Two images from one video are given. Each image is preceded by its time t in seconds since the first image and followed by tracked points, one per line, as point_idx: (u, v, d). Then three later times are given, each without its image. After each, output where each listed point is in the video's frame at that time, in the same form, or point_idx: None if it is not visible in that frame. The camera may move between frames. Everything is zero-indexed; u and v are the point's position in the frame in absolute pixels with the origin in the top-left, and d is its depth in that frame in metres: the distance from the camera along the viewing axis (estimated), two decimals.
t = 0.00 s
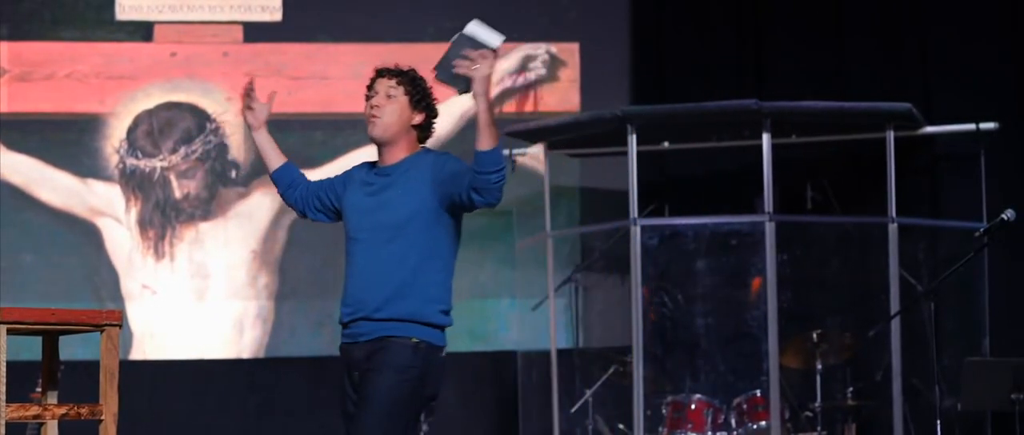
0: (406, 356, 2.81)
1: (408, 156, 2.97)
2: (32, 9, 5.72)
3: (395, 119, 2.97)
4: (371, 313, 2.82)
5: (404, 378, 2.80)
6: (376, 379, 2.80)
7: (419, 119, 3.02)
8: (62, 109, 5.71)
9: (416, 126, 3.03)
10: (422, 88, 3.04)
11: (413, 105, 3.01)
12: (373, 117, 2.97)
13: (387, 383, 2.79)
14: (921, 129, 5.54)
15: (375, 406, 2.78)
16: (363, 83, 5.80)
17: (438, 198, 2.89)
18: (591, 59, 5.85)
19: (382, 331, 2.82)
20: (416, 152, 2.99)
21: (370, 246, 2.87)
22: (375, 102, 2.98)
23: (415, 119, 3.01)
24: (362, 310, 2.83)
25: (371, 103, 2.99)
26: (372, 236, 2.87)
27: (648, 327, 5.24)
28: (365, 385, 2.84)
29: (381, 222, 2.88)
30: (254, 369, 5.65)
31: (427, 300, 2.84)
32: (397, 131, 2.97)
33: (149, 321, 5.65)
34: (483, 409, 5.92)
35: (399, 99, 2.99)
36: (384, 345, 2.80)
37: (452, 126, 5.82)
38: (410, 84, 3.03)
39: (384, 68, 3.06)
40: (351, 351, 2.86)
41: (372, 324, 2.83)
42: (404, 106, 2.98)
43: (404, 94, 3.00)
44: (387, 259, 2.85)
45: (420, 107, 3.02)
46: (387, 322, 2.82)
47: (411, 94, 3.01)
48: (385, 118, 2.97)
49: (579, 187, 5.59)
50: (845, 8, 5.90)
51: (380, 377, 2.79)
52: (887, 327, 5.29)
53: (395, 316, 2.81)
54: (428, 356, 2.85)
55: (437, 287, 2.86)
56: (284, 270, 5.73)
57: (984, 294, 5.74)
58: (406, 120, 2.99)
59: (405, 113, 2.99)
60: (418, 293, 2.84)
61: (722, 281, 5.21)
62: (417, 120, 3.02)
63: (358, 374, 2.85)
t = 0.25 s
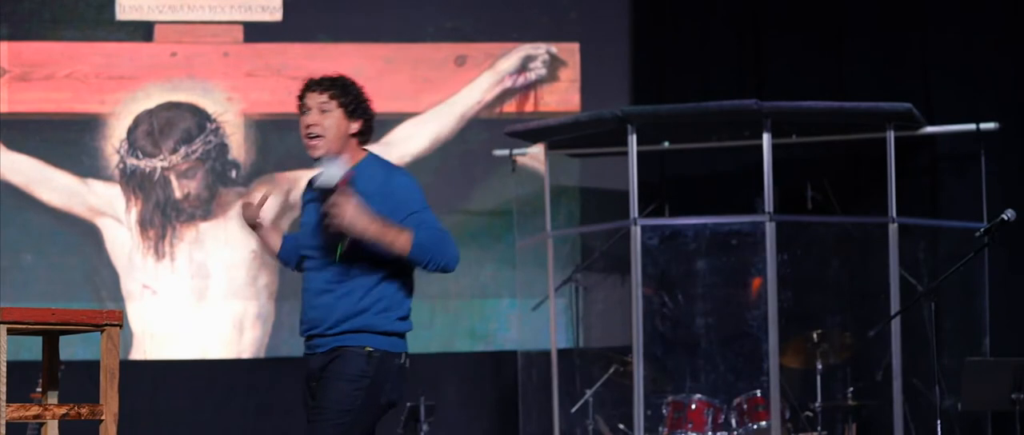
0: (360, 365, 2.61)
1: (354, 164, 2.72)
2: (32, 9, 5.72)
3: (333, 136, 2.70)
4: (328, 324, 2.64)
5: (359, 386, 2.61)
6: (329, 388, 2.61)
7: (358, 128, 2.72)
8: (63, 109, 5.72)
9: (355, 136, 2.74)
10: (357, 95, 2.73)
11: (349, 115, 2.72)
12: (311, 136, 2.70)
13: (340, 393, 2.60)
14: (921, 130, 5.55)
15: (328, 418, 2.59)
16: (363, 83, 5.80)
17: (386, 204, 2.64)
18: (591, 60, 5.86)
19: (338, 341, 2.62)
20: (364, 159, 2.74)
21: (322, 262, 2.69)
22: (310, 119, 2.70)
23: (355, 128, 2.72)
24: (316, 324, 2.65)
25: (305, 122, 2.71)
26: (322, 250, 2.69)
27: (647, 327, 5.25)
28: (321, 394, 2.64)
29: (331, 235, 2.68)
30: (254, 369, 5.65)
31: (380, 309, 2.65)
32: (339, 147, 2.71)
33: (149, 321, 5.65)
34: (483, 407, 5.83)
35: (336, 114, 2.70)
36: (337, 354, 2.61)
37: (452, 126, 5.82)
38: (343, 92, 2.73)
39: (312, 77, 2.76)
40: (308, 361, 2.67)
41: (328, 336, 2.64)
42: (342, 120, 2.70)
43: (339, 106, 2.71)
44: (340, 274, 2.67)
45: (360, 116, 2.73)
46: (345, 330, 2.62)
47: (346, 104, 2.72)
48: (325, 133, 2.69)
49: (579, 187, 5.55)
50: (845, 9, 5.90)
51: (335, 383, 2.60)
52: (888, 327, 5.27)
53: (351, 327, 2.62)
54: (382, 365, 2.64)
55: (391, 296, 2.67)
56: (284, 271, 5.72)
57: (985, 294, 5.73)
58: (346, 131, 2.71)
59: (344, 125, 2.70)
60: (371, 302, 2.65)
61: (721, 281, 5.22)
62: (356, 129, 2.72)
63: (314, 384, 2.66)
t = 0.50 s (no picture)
0: (318, 363, 2.77)
1: (288, 171, 2.80)
2: (32, 9, 5.72)
3: (261, 145, 2.78)
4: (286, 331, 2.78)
5: (318, 385, 2.77)
6: (287, 388, 2.77)
7: (286, 135, 2.81)
8: (63, 109, 5.72)
9: (285, 143, 2.82)
10: (282, 102, 2.83)
11: (277, 124, 2.81)
12: (240, 147, 2.78)
13: (300, 391, 2.76)
14: (921, 129, 5.56)
15: (289, 415, 2.75)
16: (363, 83, 5.80)
17: (329, 210, 2.72)
18: (591, 60, 5.86)
19: (298, 342, 2.78)
20: (297, 161, 2.82)
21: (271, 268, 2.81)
22: (240, 132, 2.78)
23: (284, 134, 2.81)
24: (274, 328, 2.80)
25: (235, 135, 2.80)
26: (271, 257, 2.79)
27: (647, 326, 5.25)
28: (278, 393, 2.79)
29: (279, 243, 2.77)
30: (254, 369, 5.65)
31: (335, 309, 2.81)
32: (268, 155, 2.79)
33: (150, 321, 5.66)
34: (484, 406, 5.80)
35: (264, 125, 2.79)
36: (295, 354, 2.76)
37: (452, 125, 5.82)
38: (269, 101, 2.82)
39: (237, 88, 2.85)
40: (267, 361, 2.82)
41: (287, 338, 2.79)
42: (270, 130, 2.79)
43: (266, 116, 2.80)
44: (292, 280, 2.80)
45: (288, 123, 2.82)
46: (303, 337, 2.77)
47: (272, 114, 2.81)
48: (254, 145, 2.78)
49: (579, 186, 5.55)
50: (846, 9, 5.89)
51: (294, 383, 2.76)
52: (887, 327, 5.27)
53: (311, 330, 2.77)
54: (340, 362, 2.80)
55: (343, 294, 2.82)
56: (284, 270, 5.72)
57: (985, 294, 5.73)
58: (275, 140, 2.80)
59: (272, 133, 2.79)
60: (326, 304, 2.81)
61: (722, 280, 5.22)
62: (285, 136, 2.81)
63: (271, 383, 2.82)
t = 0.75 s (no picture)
0: (298, 360, 2.56)
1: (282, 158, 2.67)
2: (63, 9, 5.74)
3: (254, 127, 2.65)
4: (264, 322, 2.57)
5: (300, 382, 2.56)
6: (270, 386, 2.55)
7: (283, 119, 2.68)
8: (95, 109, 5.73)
9: (280, 127, 2.70)
10: (278, 86, 2.69)
11: (271, 108, 2.67)
12: (232, 128, 2.66)
13: (283, 390, 2.55)
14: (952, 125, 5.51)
15: (270, 415, 2.54)
16: (394, 81, 5.80)
17: (321, 199, 2.58)
18: (620, 56, 5.85)
19: (279, 336, 2.56)
20: (292, 148, 2.69)
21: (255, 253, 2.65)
22: (233, 112, 2.65)
23: (279, 119, 2.68)
24: (254, 317, 2.59)
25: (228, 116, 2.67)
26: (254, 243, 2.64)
27: (679, 324, 5.23)
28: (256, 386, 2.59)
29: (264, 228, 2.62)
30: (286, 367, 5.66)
31: (318, 304, 2.59)
32: (261, 139, 2.67)
33: (182, 320, 5.66)
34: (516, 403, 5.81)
35: (258, 107, 2.66)
36: (277, 349, 2.55)
37: (483, 124, 5.82)
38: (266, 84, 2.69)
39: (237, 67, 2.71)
40: (242, 352, 2.61)
41: (268, 330, 2.58)
42: (264, 113, 2.66)
43: (262, 98, 2.67)
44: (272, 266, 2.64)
45: (284, 108, 2.69)
46: (280, 328, 2.56)
47: (267, 96, 2.67)
48: (246, 126, 2.65)
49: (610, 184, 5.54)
50: (876, 5, 5.86)
51: (275, 380, 2.55)
52: (920, 324, 5.24)
53: (294, 323, 2.56)
54: (323, 359, 2.59)
55: (329, 286, 2.61)
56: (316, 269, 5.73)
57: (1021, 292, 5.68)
58: (269, 123, 2.67)
59: (267, 117, 2.66)
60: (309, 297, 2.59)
61: (755, 278, 5.21)
62: (280, 121, 2.68)
63: (249, 373, 2.61)
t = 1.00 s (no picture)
0: (304, 366, 2.83)
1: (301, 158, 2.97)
2: (113, 9, 5.77)
3: (280, 123, 2.97)
4: (270, 320, 2.84)
5: (303, 386, 2.83)
6: (275, 390, 2.82)
7: (306, 119, 2.99)
8: (144, 108, 5.74)
9: (303, 126, 3.00)
10: (306, 86, 3.01)
11: (299, 106, 2.99)
12: (260, 121, 2.98)
13: (289, 396, 2.82)
14: (1002, 123, 5.51)
15: (275, 417, 2.82)
16: (442, 80, 5.80)
17: (334, 213, 2.86)
18: (668, 53, 5.83)
19: (281, 338, 2.84)
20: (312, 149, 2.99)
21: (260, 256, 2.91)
22: (260, 108, 2.97)
23: (303, 118, 2.99)
24: (257, 316, 2.86)
25: (255, 111, 2.99)
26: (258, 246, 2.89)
27: (727, 322, 5.18)
28: (260, 390, 2.86)
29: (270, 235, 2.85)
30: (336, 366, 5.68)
31: (324, 308, 2.87)
32: (286, 135, 2.97)
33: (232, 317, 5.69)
34: (565, 402, 5.81)
35: (285, 105, 2.98)
36: (281, 355, 2.82)
37: (531, 122, 5.82)
38: (291, 84, 3.00)
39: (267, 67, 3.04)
40: (245, 354, 2.87)
41: (271, 330, 2.85)
42: (290, 111, 2.98)
43: (288, 96, 2.99)
44: (275, 272, 2.88)
45: (308, 107, 3.00)
46: (285, 328, 2.84)
47: (294, 94, 2.99)
48: (272, 121, 2.96)
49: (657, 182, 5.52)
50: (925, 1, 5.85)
51: (280, 385, 2.82)
52: (969, 322, 5.22)
53: (295, 325, 2.84)
54: (328, 363, 2.88)
55: (334, 294, 2.89)
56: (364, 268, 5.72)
57: None
58: (294, 121, 2.98)
59: (292, 115, 2.98)
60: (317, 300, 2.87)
61: (802, 276, 5.12)
62: (304, 120, 2.99)
63: (250, 375, 2.87)
